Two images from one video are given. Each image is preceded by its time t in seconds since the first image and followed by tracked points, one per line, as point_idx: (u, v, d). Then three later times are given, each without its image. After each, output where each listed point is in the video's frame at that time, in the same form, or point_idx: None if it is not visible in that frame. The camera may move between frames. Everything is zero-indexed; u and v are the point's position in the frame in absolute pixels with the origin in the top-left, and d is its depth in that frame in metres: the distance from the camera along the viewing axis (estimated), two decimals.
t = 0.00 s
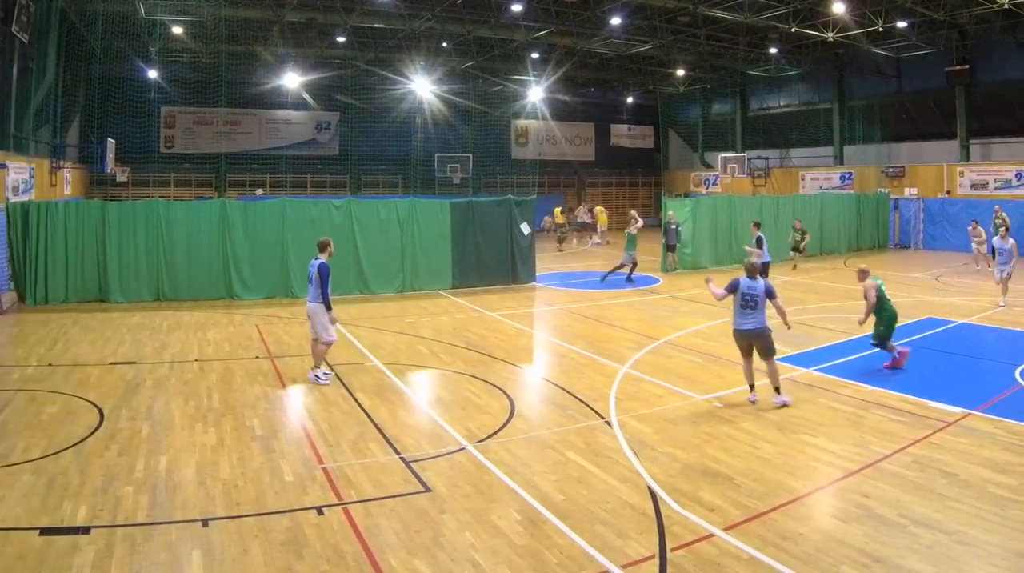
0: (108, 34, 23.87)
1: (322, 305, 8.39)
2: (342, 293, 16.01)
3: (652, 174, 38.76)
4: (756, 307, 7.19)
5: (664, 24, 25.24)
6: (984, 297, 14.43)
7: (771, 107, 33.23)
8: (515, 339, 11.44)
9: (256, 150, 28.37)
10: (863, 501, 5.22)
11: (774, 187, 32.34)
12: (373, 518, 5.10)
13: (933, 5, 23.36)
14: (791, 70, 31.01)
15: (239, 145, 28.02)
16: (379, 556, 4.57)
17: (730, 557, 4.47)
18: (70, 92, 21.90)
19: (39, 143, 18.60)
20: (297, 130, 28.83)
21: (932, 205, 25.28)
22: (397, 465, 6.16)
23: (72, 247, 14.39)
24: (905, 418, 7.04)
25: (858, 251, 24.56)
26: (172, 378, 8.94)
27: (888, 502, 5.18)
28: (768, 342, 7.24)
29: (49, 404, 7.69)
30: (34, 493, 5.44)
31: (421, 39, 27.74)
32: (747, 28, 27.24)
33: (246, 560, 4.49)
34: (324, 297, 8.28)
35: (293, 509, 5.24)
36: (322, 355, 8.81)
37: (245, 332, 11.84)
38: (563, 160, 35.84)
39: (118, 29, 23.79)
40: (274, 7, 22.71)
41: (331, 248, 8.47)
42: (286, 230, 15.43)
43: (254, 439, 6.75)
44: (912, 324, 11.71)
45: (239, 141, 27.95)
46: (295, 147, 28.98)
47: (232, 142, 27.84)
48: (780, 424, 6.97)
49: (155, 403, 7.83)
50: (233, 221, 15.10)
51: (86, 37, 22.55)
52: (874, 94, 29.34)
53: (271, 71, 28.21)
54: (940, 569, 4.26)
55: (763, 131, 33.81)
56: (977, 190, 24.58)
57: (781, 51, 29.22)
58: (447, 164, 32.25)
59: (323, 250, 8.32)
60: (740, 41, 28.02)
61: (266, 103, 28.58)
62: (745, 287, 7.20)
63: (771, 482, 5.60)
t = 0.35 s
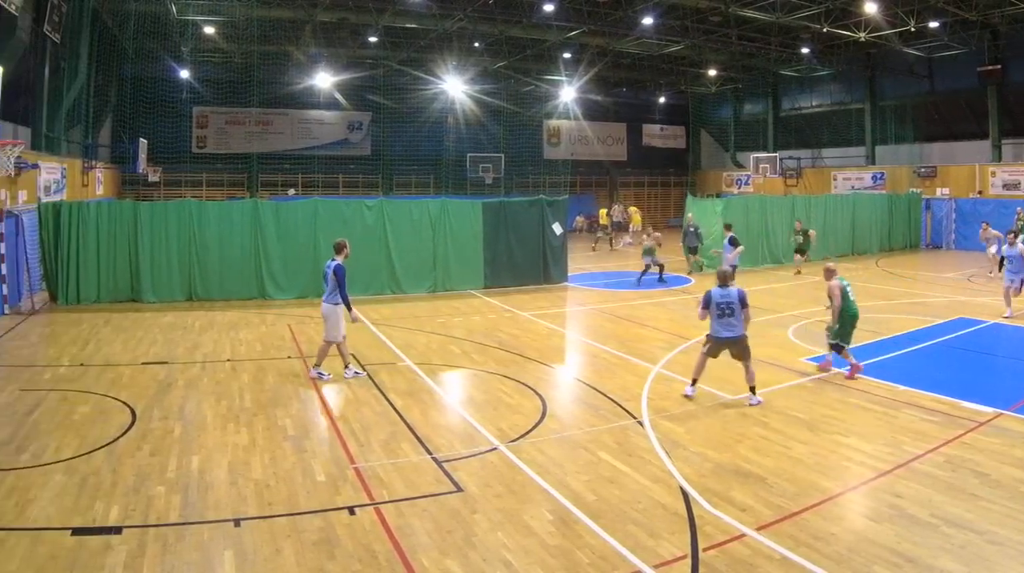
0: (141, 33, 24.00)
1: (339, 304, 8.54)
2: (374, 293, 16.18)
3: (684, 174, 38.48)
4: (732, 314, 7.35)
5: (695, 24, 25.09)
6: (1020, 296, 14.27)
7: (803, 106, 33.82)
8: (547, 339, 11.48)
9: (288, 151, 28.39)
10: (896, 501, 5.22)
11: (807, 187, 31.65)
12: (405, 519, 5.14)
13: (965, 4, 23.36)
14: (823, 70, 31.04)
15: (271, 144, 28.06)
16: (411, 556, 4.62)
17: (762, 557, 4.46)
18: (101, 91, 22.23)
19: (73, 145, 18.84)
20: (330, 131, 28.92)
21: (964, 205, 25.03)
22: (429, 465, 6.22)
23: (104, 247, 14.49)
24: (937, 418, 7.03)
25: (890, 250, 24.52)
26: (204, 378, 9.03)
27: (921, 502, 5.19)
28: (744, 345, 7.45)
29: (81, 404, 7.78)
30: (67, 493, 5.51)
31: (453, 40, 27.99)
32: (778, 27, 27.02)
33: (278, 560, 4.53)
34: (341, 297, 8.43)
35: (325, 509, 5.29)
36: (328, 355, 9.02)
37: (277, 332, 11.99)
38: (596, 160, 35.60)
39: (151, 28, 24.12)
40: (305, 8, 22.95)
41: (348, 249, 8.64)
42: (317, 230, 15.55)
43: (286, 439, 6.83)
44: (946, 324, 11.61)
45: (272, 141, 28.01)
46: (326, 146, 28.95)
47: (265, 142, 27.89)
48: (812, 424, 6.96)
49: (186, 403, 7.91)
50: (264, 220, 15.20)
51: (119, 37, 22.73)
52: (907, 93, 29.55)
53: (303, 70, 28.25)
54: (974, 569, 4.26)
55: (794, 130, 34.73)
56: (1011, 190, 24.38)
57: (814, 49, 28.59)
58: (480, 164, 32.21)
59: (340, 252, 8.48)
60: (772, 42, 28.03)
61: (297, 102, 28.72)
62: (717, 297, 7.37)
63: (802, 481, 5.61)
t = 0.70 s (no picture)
0: (173, 32, 24.37)
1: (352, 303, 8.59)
2: (407, 293, 16.37)
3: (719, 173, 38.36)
4: (683, 302, 7.32)
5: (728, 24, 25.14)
6: None
7: (836, 107, 34.06)
8: (579, 339, 11.50)
9: (321, 150, 28.60)
10: (929, 501, 5.22)
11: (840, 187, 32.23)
12: (439, 520, 5.14)
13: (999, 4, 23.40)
14: (856, 70, 31.34)
15: (305, 144, 28.28)
16: (445, 555, 4.63)
17: (796, 557, 4.45)
18: (133, 92, 22.17)
19: (106, 144, 19.16)
20: (362, 130, 29.06)
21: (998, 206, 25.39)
22: (463, 465, 6.25)
23: (137, 247, 14.49)
24: (969, 418, 7.03)
25: (922, 250, 24.60)
26: (237, 378, 9.08)
27: (953, 502, 5.19)
28: (692, 336, 7.38)
29: (114, 404, 7.78)
30: (101, 493, 5.47)
31: (487, 40, 28.28)
32: (811, 27, 27.20)
33: (311, 561, 4.50)
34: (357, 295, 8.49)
35: (359, 509, 5.29)
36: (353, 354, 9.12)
37: (312, 332, 12.18)
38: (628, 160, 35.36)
39: (185, 27, 24.58)
40: (338, 8, 23.27)
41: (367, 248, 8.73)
42: (350, 230, 15.70)
43: (318, 439, 6.85)
44: (977, 324, 11.55)
45: (305, 141, 28.24)
46: (359, 147, 29.17)
47: (299, 142, 28.11)
48: (844, 424, 6.95)
49: (220, 404, 7.94)
50: (296, 220, 15.31)
51: (151, 37, 23.07)
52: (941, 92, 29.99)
53: (337, 71, 28.58)
54: (1008, 569, 4.25)
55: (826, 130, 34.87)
56: None
57: (846, 50, 29.47)
58: (513, 164, 32.41)
59: (359, 250, 8.58)
60: (805, 41, 28.25)
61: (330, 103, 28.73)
62: (673, 283, 7.38)
63: (835, 481, 5.61)
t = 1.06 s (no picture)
0: (204, 32, 23.91)
1: (363, 303, 8.80)
2: (440, 293, 16.52)
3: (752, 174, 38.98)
4: (624, 311, 7.27)
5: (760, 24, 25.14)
6: None
7: (868, 107, 33.42)
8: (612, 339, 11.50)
9: (351, 150, 28.69)
10: (961, 501, 5.23)
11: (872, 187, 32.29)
12: (470, 519, 5.22)
13: None
14: (888, 69, 30.85)
15: (337, 145, 28.42)
16: (476, 555, 4.69)
17: (828, 557, 4.47)
18: (166, 92, 21.95)
19: (137, 145, 18.87)
20: (395, 130, 29.24)
21: None
22: (495, 465, 6.34)
23: (168, 250, 14.88)
24: (1005, 418, 6.97)
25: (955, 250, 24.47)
26: (268, 378, 9.25)
27: (986, 502, 5.20)
28: (633, 343, 7.34)
29: (146, 404, 7.94)
30: (132, 493, 5.59)
31: (518, 40, 28.28)
32: (843, 27, 27.07)
33: (343, 560, 4.59)
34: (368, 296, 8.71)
35: (390, 509, 5.37)
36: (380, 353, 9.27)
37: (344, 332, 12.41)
38: (660, 160, 35.78)
39: (216, 28, 24.12)
40: (370, 8, 23.26)
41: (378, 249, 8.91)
42: (382, 230, 15.88)
43: (350, 439, 6.96)
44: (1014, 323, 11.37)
45: (336, 141, 28.35)
46: (391, 147, 29.35)
47: (329, 142, 28.22)
48: (877, 424, 6.93)
49: (251, 404, 8.07)
50: (328, 221, 15.56)
51: (184, 38, 22.60)
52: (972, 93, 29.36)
53: (368, 71, 28.80)
54: None
55: (858, 131, 34.26)
56: None
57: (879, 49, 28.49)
58: (545, 164, 32.42)
59: (370, 251, 8.76)
60: (837, 42, 28.15)
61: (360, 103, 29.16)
62: (616, 290, 7.37)
63: (867, 480, 5.62)
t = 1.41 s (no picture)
0: (238, 33, 24.33)
1: (379, 299, 9.06)
2: (473, 293, 16.67)
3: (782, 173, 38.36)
4: (581, 312, 7.20)
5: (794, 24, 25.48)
6: None
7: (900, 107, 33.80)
8: (645, 339, 11.48)
9: (382, 150, 29.08)
10: (994, 501, 5.25)
11: (904, 187, 32.22)
12: (503, 519, 5.26)
13: None
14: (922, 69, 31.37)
15: (369, 144, 28.77)
16: (508, 556, 4.73)
17: (861, 557, 4.48)
18: (198, 92, 22.31)
19: (170, 145, 19.14)
20: (428, 130, 29.54)
21: None
22: (528, 465, 6.39)
23: (201, 250, 15.15)
24: None
25: (988, 250, 24.35)
26: (300, 378, 9.41)
27: (1018, 502, 5.21)
28: (586, 347, 7.22)
29: (179, 404, 8.05)
30: (165, 493, 5.67)
31: (551, 39, 28.42)
32: (877, 27, 27.65)
33: (376, 560, 4.64)
34: (384, 292, 8.96)
35: (424, 508, 5.43)
36: (378, 350, 9.66)
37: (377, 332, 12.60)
38: (693, 160, 35.47)
39: (249, 28, 24.47)
40: (403, 8, 23.35)
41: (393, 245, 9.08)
42: (415, 230, 16.06)
43: (384, 439, 7.06)
44: None
45: (369, 141, 28.71)
46: (426, 148, 29.66)
47: (362, 142, 28.60)
48: (910, 423, 6.93)
49: (284, 404, 8.19)
50: (361, 220, 15.75)
51: (216, 37, 23.10)
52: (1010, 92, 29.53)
53: (400, 71, 29.00)
54: None
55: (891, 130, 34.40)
56: None
57: (913, 50, 29.39)
58: (578, 164, 32.35)
59: (385, 249, 8.91)
60: (869, 42, 28.49)
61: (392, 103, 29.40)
62: (574, 292, 7.31)
63: (901, 480, 5.63)
